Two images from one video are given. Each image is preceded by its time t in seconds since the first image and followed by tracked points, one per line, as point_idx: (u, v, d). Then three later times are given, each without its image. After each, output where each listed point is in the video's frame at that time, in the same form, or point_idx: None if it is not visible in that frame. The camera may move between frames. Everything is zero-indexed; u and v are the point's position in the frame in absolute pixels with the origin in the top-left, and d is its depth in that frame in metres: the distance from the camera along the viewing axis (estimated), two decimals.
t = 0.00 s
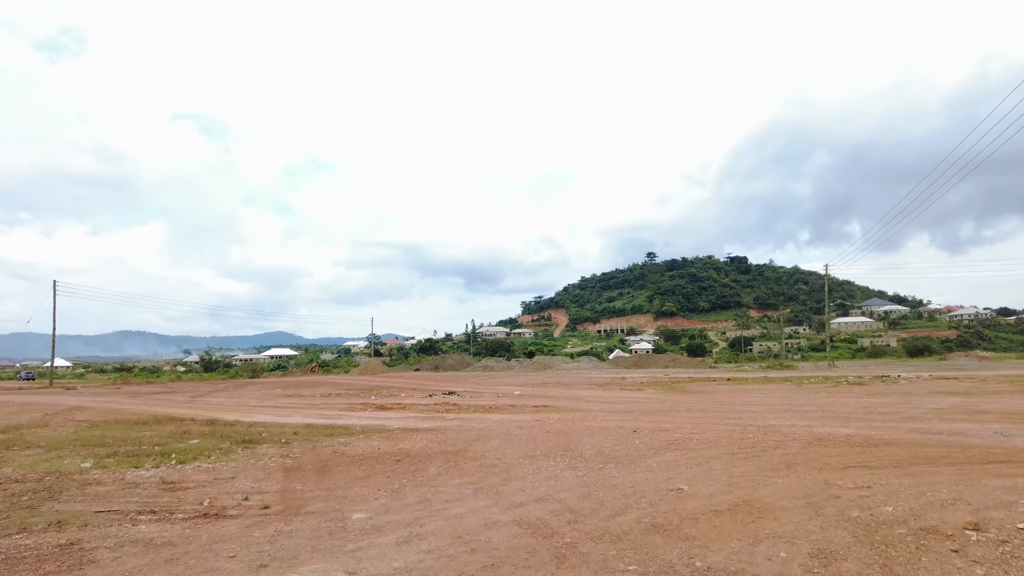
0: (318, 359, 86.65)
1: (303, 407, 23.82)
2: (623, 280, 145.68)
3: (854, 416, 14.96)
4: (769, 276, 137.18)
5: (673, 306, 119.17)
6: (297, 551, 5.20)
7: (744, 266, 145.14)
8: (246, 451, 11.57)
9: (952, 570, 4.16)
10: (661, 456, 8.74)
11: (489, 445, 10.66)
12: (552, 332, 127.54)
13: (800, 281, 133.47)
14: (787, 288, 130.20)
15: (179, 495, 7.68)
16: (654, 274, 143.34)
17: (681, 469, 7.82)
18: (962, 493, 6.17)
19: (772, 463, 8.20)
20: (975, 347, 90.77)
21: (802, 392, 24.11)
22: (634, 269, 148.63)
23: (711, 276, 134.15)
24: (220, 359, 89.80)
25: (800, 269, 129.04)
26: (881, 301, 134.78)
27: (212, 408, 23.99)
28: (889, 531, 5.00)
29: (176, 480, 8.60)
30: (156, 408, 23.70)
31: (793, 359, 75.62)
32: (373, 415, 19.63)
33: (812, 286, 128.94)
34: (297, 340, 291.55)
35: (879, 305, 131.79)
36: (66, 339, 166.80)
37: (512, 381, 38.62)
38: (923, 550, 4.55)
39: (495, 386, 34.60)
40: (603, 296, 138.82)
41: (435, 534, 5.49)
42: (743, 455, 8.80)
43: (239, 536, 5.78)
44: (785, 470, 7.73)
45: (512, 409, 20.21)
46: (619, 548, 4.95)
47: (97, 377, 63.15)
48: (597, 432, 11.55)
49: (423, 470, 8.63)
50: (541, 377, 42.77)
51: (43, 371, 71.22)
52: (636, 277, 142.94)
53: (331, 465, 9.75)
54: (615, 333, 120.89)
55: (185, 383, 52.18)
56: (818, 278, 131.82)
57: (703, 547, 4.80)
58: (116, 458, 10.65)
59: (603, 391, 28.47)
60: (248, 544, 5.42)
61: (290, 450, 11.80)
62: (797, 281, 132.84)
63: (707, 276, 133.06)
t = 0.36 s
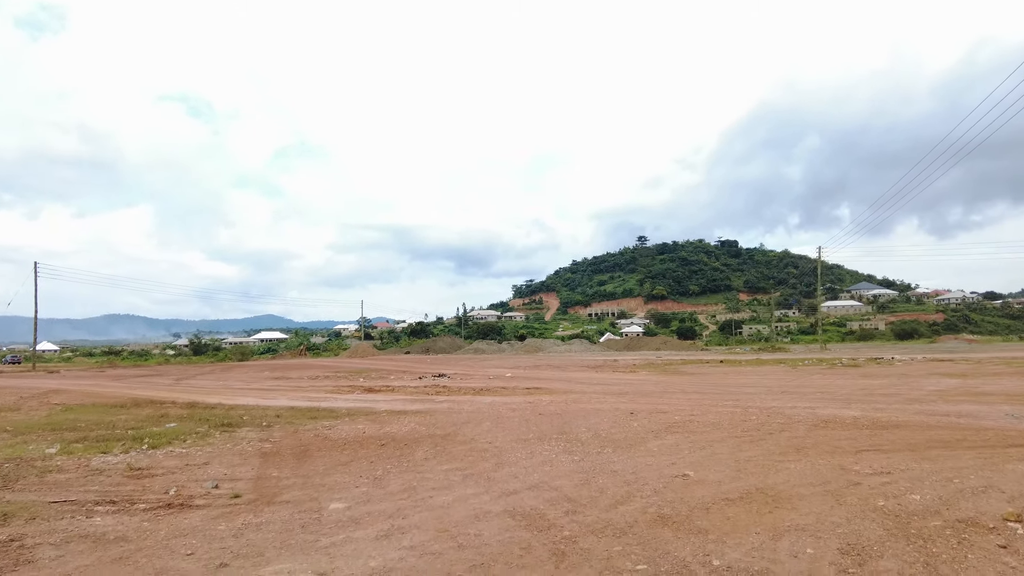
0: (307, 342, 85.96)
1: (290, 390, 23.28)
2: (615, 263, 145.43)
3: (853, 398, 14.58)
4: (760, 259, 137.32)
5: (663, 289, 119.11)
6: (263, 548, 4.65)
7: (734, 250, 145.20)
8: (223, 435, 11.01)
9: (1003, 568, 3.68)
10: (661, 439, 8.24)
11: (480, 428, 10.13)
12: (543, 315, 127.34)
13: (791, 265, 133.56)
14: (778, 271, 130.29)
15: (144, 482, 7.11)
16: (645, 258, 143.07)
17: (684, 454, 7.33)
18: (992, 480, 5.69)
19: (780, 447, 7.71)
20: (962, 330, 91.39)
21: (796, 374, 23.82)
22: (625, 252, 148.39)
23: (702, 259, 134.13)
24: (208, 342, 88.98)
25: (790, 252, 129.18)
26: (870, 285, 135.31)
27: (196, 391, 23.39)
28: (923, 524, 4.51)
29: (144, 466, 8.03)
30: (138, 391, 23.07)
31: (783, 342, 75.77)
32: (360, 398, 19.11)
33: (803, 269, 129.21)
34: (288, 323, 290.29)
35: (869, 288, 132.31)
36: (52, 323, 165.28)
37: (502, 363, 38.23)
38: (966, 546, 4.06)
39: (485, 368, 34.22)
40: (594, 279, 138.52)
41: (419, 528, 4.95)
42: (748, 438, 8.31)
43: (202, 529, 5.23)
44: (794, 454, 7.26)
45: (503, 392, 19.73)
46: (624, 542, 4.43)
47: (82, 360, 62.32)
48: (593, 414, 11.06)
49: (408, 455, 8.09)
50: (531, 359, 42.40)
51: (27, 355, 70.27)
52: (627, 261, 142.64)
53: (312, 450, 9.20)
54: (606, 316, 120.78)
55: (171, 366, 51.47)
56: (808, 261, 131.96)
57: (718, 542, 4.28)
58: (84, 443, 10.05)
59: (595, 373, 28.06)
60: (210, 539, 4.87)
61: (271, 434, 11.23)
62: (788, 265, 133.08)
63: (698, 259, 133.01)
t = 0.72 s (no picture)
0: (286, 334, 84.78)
1: (264, 383, 22.57)
2: (597, 256, 145.35)
3: (843, 390, 14.24)
4: (741, 252, 138.02)
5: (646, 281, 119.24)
6: (207, 567, 4.05)
7: (716, 242, 145.80)
8: (184, 432, 10.38)
9: None
10: (652, 436, 7.74)
11: (460, 424, 9.59)
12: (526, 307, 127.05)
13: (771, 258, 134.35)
14: (759, 264, 131.01)
15: (87, 486, 6.45)
16: (628, 250, 143.12)
17: (678, 451, 6.84)
18: (1013, 481, 5.25)
19: (779, 444, 7.23)
20: (938, 322, 92.54)
21: (782, 365, 23.52)
22: (607, 244, 148.37)
23: (684, 252, 134.50)
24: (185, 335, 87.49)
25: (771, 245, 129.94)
26: (849, 277, 136.62)
27: (166, 385, 22.54)
28: (953, 533, 4.03)
29: (91, 468, 7.34)
30: (105, 385, 22.20)
31: (763, 334, 76.11)
32: (336, 392, 18.45)
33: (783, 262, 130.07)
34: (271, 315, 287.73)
35: (848, 281, 133.62)
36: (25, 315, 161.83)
37: (484, 356, 37.74)
38: (1007, 560, 3.58)
39: (467, 360, 33.74)
40: (577, 272, 138.33)
41: (386, 542, 4.38)
42: (744, 434, 7.84)
43: (141, 544, 4.61)
44: (795, 451, 6.79)
45: (485, 385, 19.20)
46: (620, 557, 3.90)
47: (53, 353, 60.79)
48: (579, 408, 10.55)
49: (381, 455, 7.50)
50: (514, 351, 41.90)
51: None
52: (610, 253, 142.61)
53: (278, 449, 8.58)
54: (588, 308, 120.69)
55: (145, 359, 50.28)
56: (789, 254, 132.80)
57: (727, 557, 3.77)
58: (31, 443, 9.31)
59: (578, 365, 27.64)
60: (146, 557, 4.25)
61: (237, 431, 10.57)
62: (768, 257, 133.84)
63: (680, 252, 133.34)
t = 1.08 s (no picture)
0: (256, 334, 82.90)
1: (228, 385, 21.62)
2: (571, 255, 145.32)
3: (827, 390, 13.88)
4: (714, 252, 139.18)
5: (619, 281, 119.51)
6: None
7: (688, 242, 146.91)
8: (129, 439, 9.55)
9: None
10: (637, 442, 7.16)
11: (430, 429, 8.91)
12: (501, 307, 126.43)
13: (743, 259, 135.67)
14: (731, 264, 132.19)
15: (0, 508, 5.62)
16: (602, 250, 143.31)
17: (667, 460, 6.28)
18: None
19: (774, 451, 6.71)
20: (904, 322, 94.29)
21: (759, 364, 23.27)
22: (582, 244, 148.49)
23: (658, 252, 135.18)
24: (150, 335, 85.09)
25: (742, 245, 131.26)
26: (818, 278, 138.53)
27: (122, 387, 21.43)
28: (995, 561, 3.48)
29: (10, 485, 6.49)
30: (55, 387, 21.00)
31: (735, 333, 76.56)
32: (301, 394, 17.63)
33: (755, 262, 131.49)
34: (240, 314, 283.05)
35: (817, 281, 135.57)
36: None
37: (458, 356, 36.98)
38: None
39: (440, 360, 32.96)
40: (551, 272, 138.14)
41: None
42: (736, 440, 7.31)
43: None
44: (792, 459, 6.27)
45: (459, 386, 18.54)
46: None
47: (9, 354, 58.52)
48: (557, 411, 9.95)
49: (342, 467, 6.80)
50: (488, 351, 41.30)
51: None
52: (584, 253, 142.63)
53: (229, 459, 7.83)
54: (562, 308, 120.52)
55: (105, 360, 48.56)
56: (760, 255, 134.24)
57: None
58: None
59: (554, 365, 27.11)
60: None
61: (188, 438, 9.75)
62: (740, 258, 135.29)
63: (653, 252, 133.97)
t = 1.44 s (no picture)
0: (215, 335, 80.58)
1: (181, 389, 20.54)
2: (539, 257, 145.25)
3: (804, 393, 13.57)
4: (679, 254, 140.61)
5: (586, 282, 119.80)
6: None
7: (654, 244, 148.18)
8: (57, 451, 8.61)
9: None
10: (620, 453, 6.59)
11: (394, 441, 8.21)
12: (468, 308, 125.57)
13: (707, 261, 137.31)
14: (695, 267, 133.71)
15: None
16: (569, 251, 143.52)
17: (656, 475, 5.70)
18: None
19: (768, 463, 6.20)
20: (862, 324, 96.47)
21: (731, 367, 23.03)
22: (549, 246, 148.56)
23: (624, 254, 135.98)
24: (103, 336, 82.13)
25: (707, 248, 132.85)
26: (780, 280, 141.01)
27: (65, 391, 20.17)
28: None
29: None
30: None
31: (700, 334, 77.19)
32: (258, 399, 16.72)
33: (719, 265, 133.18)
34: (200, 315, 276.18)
35: (779, 284, 138.00)
36: None
37: (424, 358, 36.21)
38: None
39: (406, 362, 32.12)
40: (519, 273, 137.87)
41: None
42: (725, 450, 6.80)
43: None
44: (790, 472, 5.78)
45: (425, 389, 17.84)
46: None
47: None
48: (531, 418, 9.37)
49: (292, 486, 6.06)
50: (456, 353, 40.60)
51: None
52: (552, 254, 142.64)
53: (167, 473, 7.02)
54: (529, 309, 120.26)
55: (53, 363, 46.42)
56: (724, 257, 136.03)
57: None
58: None
59: (523, 367, 26.57)
60: None
61: (125, 449, 8.86)
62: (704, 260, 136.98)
63: (620, 254, 134.72)
